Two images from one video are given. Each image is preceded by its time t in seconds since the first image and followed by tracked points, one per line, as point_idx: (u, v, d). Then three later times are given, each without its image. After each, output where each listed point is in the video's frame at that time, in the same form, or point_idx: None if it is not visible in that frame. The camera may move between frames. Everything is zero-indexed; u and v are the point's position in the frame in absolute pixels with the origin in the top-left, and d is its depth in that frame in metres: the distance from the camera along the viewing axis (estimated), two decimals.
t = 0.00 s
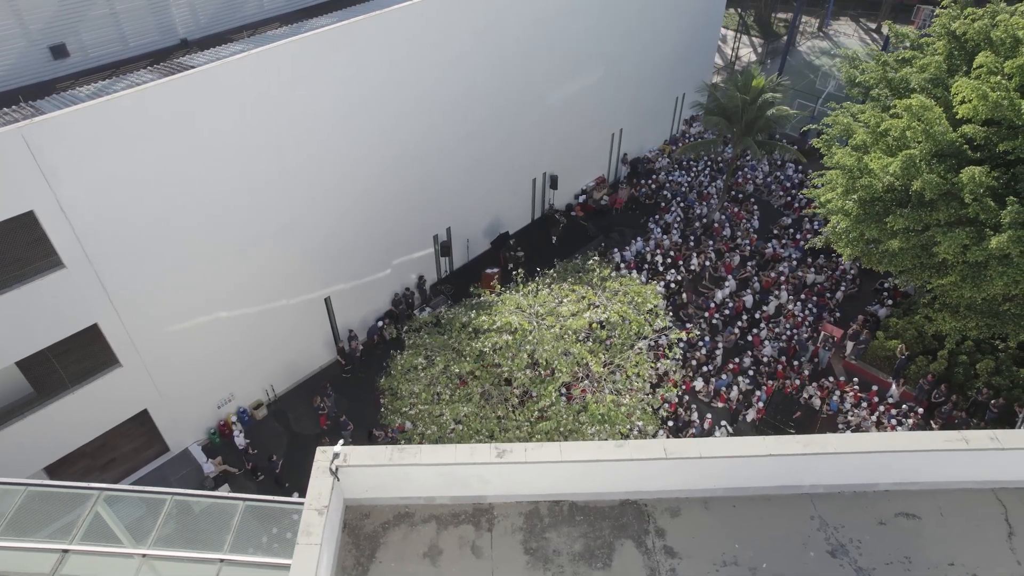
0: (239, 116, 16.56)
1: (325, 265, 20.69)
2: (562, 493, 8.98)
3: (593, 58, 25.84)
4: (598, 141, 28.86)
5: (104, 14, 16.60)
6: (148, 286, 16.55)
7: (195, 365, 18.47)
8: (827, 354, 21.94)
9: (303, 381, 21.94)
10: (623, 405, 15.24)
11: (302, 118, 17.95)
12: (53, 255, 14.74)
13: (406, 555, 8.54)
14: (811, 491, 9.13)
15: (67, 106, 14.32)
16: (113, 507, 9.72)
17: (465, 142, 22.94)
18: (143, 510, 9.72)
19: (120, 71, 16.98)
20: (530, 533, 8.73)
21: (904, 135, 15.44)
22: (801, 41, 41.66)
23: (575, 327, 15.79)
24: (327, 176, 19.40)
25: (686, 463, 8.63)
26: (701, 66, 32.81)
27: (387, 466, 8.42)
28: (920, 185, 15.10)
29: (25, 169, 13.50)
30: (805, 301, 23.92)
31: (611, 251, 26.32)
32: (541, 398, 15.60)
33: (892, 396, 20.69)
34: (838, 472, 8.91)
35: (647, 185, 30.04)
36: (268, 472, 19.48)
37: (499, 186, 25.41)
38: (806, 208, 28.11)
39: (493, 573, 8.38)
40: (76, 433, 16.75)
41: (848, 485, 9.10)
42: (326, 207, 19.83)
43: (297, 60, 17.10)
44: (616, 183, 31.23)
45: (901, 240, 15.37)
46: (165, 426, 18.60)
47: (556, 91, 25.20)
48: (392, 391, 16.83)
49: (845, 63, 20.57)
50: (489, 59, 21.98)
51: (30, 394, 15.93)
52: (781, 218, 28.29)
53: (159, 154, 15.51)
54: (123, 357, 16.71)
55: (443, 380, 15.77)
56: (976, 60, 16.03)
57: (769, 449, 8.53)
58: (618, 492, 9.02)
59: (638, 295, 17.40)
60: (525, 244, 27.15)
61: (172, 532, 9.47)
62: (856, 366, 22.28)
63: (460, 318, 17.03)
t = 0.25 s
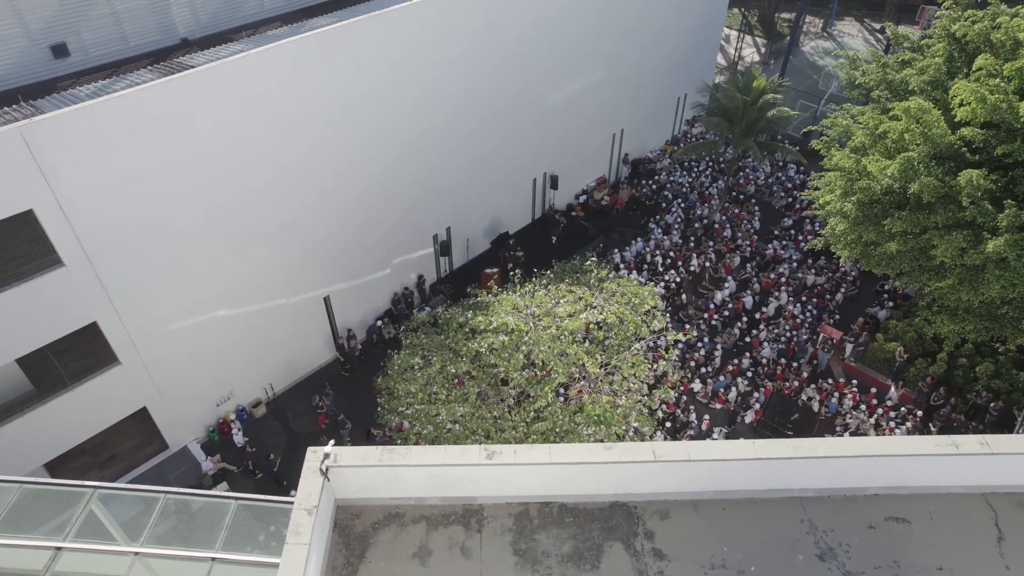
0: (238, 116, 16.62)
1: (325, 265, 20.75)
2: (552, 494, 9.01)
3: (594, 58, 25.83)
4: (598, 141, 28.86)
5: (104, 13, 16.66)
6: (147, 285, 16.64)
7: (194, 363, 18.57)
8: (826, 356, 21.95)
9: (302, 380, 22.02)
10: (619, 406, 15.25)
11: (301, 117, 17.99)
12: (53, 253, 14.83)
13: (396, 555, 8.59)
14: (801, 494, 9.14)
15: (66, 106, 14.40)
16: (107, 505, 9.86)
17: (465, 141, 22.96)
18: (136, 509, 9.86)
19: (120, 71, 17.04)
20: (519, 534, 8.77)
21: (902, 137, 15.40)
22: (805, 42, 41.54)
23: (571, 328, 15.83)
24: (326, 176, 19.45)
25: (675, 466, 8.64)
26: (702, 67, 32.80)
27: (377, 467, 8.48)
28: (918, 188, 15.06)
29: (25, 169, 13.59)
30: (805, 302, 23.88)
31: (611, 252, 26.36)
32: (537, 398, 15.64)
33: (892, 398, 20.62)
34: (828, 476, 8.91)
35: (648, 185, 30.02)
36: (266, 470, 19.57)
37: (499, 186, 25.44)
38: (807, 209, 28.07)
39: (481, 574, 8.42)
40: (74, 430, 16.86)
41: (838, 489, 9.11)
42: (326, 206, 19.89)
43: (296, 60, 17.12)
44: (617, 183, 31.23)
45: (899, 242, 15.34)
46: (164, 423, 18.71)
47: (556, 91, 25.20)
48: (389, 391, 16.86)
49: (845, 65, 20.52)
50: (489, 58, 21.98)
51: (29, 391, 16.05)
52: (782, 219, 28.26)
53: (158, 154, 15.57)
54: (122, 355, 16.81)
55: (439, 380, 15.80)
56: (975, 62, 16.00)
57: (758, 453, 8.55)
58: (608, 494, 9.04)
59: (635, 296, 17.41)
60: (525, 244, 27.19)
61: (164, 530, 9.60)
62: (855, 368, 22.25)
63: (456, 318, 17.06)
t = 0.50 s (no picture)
0: (237, 115, 16.67)
1: (324, 264, 20.83)
2: (541, 496, 9.04)
3: (596, 58, 25.83)
4: (600, 142, 28.84)
5: (106, 13, 16.76)
6: (147, 284, 16.73)
7: (193, 361, 18.67)
8: (826, 359, 21.90)
9: (301, 378, 22.12)
10: (615, 408, 15.26)
11: (301, 117, 18.04)
12: (53, 251, 14.94)
13: (384, 556, 8.64)
14: (790, 498, 9.13)
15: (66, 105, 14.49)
16: (99, 502, 9.96)
17: (465, 141, 22.99)
18: (128, 506, 9.97)
19: (121, 70, 17.12)
20: (507, 536, 8.80)
21: (901, 141, 15.37)
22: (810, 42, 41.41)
23: (567, 329, 15.86)
24: (326, 175, 19.50)
25: (663, 469, 8.65)
26: (705, 67, 32.75)
27: (366, 467, 8.53)
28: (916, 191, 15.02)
29: (24, 168, 13.69)
30: (805, 304, 23.81)
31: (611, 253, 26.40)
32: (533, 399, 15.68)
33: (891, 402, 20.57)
34: (817, 480, 8.91)
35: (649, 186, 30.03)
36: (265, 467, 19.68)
37: (499, 186, 25.47)
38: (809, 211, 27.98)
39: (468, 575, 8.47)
40: (74, 427, 16.99)
41: (827, 494, 9.11)
42: (325, 205, 19.95)
43: (296, 60, 17.17)
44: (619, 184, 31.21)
45: (896, 246, 15.31)
46: (163, 421, 18.82)
47: (558, 92, 25.21)
48: (387, 390, 16.92)
49: (847, 67, 20.46)
50: (490, 58, 22.00)
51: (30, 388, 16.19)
52: (783, 221, 28.19)
53: (157, 153, 15.64)
54: (121, 353, 16.92)
55: (436, 380, 15.84)
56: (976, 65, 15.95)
57: (746, 457, 8.56)
58: (597, 497, 9.07)
59: (633, 297, 17.42)
60: (525, 245, 27.21)
61: (156, 528, 9.72)
62: (854, 371, 22.19)
63: (453, 319, 17.10)
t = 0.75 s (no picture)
0: (237, 115, 16.73)
1: (324, 263, 20.90)
2: (531, 498, 9.07)
3: (597, 58, 25.81)
4: (601, 142, 28.82)
5: (108, 12, 16.85)
6: (147, 282, 16.81)
7: (193, 360, 18.76)
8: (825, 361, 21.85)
9: (301, 377, 22.22)
10: (611, 409, 15.27)
11: (301, 117, 18.09)
12: (53, 249, 15.03)
13: (375, 556, 8.69)
14: (780, 502, 9.14)
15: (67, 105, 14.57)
16: (94, 500, 10.08)
17: (466, 141, 23.01)
18: (123, 505, 10.10)
19: (123, 69, 17.21)
20: (497, 537, 8.84)
21: (900, 144, 15.33)
22: (815, 43, 41.29)
23: (565, 330, 15.88)
24: (326, 175, 19.55)
25: (652, 472, 8.67)
26: (708, 68, 32.70)
27: (357, 468, 8.58)
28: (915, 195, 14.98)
29: (25, 166, 13.78)
30: (806, 306, 23.74)
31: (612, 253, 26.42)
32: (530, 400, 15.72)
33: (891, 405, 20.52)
34: (807, 485, 8.90)
35: (651, 187, 30.02)
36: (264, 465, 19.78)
37: (500, 186, 25.49)
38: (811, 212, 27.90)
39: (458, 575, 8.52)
40: (74, 424, 17.10)
41: (818, 498, 9.11)
42: (325, 205, 20.00)
43: (296, 60, 17.20)
44: (620, 184, 31.21)
45: (895, 249, 15.27)
46: (163, 418, 18.93)
47: (559, 92, 25.20)
48: (384, 390, 16.96)
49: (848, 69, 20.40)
50: (491, 58, 22.00)
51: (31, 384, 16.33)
52: (785, 222, 28.13)
53: (157, 153, 15.72)
54: (121, 351, 17.03)
55: (433, 380, 15.88)
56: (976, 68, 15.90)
57: (736, 461, 8.56)
58: (587, 500, 9.09)
59: (631, 299, 17.43)
60: (526, 245, 27.25)
61: (150, 526, 9.85)
62: (854, 374, 22.12)
63: (451, 319, 17.13)
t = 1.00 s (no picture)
0: (238, 115, 16.80)
1: (324, 262, 20.98)
2: (521, 500, 9.10)
3: (600, 59, 25.78)
4: (604, 143, 28.80)
5: (111, 12, 16.97)
6: (148, 280, 16.93)
7: (193, 357, 18.87)
8: (826, 364, 21.79)
9: (301, 375, 22.33)
10: (608, 411, 15.28)
11: (302, 117, 18.16)
12: (54, 247, 15.15)
13: (364, 555, 8.74)
14: (770, 507, 9.14)
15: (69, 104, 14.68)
16: (89, 497, 10.20)
17: (467, 141, 23.03)
18: (117, 502, 10.23)
19: (126, 68, 17.31)
20: (486, 538, 8.89)
21: (901, 147, 15.27)
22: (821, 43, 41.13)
23: (562, 331, 15.91)
24: (327, 174, 19.61)
25: (641, 476, 8.68)
26: (712, 68, 32.62)
27: (347, 468, 8.64)
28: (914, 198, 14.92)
29: (27, 165, 13.89)
30: (807, 309, 23.66)
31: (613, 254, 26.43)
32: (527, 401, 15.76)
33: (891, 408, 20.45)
34: (797, 490, 8.90)
35: (654, 188, 29.99)
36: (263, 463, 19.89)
37: (502, 186, 25.52)
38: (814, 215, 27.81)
39: None
40: (75, 420, 17.23)
41: (808, 503, 9.10)
42: (326, 204, 20.07)
43: (297, 60, 17.25)
44: (623, 185, 31.20)
45: (894, 253, 15.22)
46: (164, 415, 19.06)
47: (562, 92, 25.20)
48: (383, 389, 17.02)
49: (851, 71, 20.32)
50: (493, 58, 22.00)
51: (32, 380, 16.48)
52: (788, 224, 28.04)
53: (158, 152, 15.81)
54: (122, 348, 17.15)
55: (430, 380, 15.92)
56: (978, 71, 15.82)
57: (725, 466, 8.57)
58: (577, 502, 9.11)
59: (629, 301, 17.44)
60: (528, 245, 27.28)
61: (143, 523, 9.95)
62: (854, 377, 22.06)
63: (449, 319, 17.17)
